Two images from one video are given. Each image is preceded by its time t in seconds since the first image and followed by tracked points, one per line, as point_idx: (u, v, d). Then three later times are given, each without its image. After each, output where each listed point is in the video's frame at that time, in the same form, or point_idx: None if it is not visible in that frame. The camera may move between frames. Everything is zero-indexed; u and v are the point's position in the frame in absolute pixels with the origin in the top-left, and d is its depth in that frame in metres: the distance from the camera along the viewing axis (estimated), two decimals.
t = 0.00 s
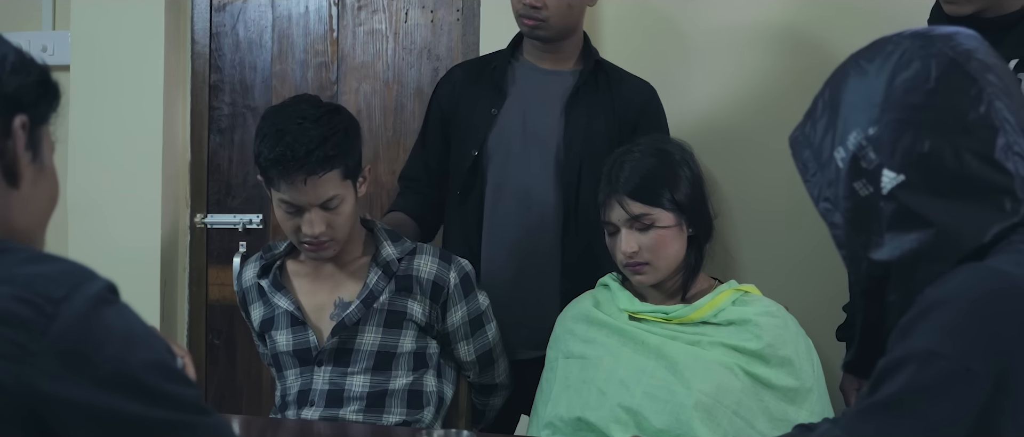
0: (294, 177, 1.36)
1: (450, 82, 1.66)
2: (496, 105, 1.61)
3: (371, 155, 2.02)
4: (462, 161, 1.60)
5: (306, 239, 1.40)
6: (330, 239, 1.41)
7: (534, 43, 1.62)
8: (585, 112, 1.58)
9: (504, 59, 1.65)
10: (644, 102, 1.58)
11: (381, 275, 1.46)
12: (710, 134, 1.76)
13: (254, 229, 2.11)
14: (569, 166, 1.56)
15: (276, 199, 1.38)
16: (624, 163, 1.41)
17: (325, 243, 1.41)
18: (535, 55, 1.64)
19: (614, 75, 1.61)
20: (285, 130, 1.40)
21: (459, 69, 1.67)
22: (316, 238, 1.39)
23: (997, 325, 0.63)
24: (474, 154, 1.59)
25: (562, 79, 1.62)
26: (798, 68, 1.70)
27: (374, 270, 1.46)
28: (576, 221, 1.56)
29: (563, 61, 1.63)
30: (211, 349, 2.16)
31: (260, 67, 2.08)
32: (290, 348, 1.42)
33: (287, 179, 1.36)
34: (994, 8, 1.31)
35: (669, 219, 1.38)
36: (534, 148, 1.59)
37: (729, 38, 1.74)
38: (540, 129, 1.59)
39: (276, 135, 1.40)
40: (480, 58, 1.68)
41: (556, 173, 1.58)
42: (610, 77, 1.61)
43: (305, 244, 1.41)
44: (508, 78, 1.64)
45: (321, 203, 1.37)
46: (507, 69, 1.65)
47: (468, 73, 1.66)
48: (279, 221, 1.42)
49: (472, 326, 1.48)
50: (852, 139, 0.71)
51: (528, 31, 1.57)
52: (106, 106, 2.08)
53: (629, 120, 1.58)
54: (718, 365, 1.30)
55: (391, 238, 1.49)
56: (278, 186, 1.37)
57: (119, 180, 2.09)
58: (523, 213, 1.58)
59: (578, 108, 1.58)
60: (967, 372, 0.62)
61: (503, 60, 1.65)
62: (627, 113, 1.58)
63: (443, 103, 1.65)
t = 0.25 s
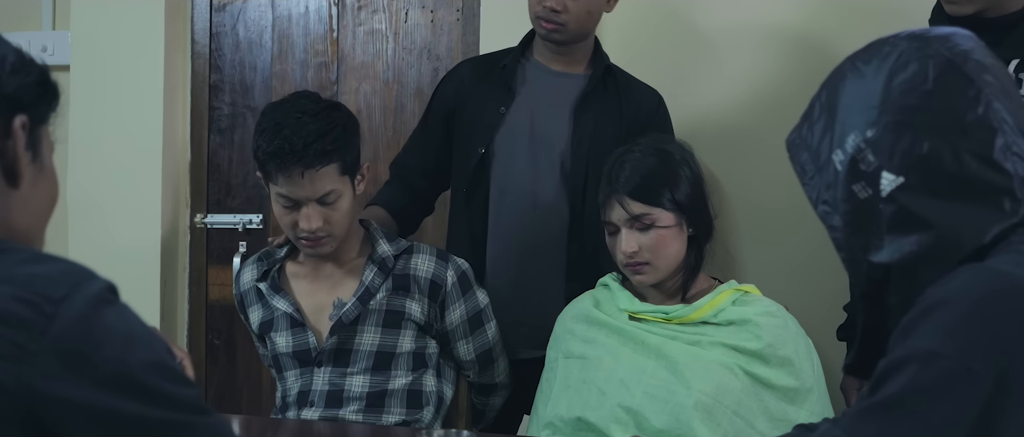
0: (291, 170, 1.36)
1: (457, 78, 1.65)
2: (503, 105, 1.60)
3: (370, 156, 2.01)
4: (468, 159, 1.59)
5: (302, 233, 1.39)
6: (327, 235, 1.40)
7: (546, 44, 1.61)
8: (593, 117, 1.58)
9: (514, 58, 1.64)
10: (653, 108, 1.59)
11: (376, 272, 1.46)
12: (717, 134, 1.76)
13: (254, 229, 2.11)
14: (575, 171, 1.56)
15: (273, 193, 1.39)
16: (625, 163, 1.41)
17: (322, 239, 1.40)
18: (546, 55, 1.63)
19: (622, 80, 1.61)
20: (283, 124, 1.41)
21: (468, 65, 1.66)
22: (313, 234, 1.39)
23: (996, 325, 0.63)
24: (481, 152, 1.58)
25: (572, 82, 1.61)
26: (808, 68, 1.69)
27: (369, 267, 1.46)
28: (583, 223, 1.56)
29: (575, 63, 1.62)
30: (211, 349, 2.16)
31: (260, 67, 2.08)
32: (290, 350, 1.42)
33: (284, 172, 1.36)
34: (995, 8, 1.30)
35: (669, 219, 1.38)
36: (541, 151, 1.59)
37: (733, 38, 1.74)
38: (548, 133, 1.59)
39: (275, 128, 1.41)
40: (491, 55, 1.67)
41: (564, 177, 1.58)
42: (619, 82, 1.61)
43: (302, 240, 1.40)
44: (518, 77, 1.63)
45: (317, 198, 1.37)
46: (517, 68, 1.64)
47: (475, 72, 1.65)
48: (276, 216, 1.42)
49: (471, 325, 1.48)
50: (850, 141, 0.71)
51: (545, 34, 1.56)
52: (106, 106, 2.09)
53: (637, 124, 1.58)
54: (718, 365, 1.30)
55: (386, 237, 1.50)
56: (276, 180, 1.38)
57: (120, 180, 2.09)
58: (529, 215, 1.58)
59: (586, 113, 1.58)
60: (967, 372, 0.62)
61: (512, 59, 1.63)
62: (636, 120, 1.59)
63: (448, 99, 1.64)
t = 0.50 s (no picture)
0: (289, 161, 1.37)
1: (461, 73, 1.64)
2: (509, 106, 1.59)
3: (370, 156, 2.01)
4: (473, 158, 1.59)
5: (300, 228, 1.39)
6: (325, 230, 1.40)
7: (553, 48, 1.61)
8: (598, 124, 1.58)
9: (520, 58, 1.63)
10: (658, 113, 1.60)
11: (376, 271, 1.46)
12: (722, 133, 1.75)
13: (254, 229, 2.11)
14: (579, 177, 1.57)
15: (272, 186, 1.39)
16: (625, 163, 1.41)
17: (320, 234, 1.40)
18: (552, 57, 1.62)
19: (628, 85, 1.60)
20: (283, 117, 1.42)
21: (474, 61, 1.65)
22: (310, 228, 1.39)
23: (996, 326, 0.63)
24: (485, 152, 1.58)
25: (576, 88, 1.61)
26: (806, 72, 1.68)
27: (368, 266, 1.47)
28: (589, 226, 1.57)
29: (580, 68, 1.63)
30: (211, 349, 2.16)
31: (260, 67, 2.08)
32: (290, 349, 1.42)
33: (282, 163, 1.37)
34: (996, 7, 1.30)
35: (669, 218, 1.38)
36: (546, 156, 1.59)
37: (736, 37, 1.74)
38: (553, 137, 1.59)
39: (275, 121, 1.42)
40: (499, 50, 1.66)
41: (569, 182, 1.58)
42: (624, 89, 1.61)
43: (301, 235, 1.40)
44: (523, 79, 1.63)
45: (315, 191, 1.38)
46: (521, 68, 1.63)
47: (480, 68, 1.63)
48: (275, 211, 1.42)
49: (471, 324, 1.48)
50: (849, 144, 0.71)
51: (554, 41, 1.56)
52: (106, 106, 2.09)
53: (641, 128, 1.58)
54: (718, 365, 1.30)
55: (386, 236, 1.50)
56: (275, 173, 1.39)
57: (120, 180, 2.09)
58: (531, 215, 1.58)
59: (591, 119, 1.59)
60: (967, 372, 0.62)
61: (518, 58, 1.62)
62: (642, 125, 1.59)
63: (451, 94, 1.64)
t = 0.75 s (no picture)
0: (288, 152, 1.38)
1: (459, 73, 1.64)
2: (505, 112, 1.59)
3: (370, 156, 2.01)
4: (467, 164, 1.60)
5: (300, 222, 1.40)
6: (326, 225, 1.40)
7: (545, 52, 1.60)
8: (596, 129, 1.58)
9: (514, 63, 1.63)
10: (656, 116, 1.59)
11: (377, 267, 1.46)
12: (720, 136, 1.73)
13: (254, 229, 2.10)
14: (576, 182, 1.56)
15: (274, 180, 1.41)
16: (625, 162, 1.41)
17: (321, 229, 1.40)
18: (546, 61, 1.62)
19: (626, 90, 1.60)
20: (285, 109, 1.43)
21: (469, 65, 1.64)
22: (311, 223, 1.39)
23: (996, 326, 0.63)
24: (481, 159, 1.58)
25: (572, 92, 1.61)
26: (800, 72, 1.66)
27: (369, 263, 1.47)
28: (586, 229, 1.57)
29: (579, 70, 1.62)
30: (211, 349, 2.15)
31: (260, 67, 2.08)
32: (290, 346, 1.42)
33: (282, 155, 1.38)
34: (996, 8, 1.30)
35: (669, 218, 1.38)
36: (544, 162, 1.59)
37: (735, 37, 1.71)
38: (547, 143, 1.59)
39: (276, 114, 1.43)
40: (494, 52, 1.66)
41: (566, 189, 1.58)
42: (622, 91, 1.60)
43: (302, 230, 1.41)
44: (520, 84, 1.62)
45: (315, 185, 1.38)
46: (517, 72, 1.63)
47: (477, 70, 1.63)
48: (276, 205, 1.43)
49: (471, 323, 1.48)
50: (847, 147, 0.71)
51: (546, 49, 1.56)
52: (106, 106, 2.09)
53: (637, 132, 1.58)
54: (718, 365, 1.30)
55: (387, 235, 1.51)
56: (276, 166, 1.40)
57: (120, 180, 2.09)
58: (528, 220, 1.58)
59: (588, 125, 1.58)
60: (967, 372, 0.62)
61: (513, 63, 1.62)
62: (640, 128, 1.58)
63: (449, 94, 1.63)
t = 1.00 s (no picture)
0: (288, 145, 1.40)
1: (444, 80, 1.60)
2: (491, 125, 1.56)
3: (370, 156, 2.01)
4: (454, 178, 1.58)
5: (299, 218, 1.40)
6: (326, 222, 1.41)
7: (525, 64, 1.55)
8: (581, 134, 1.54)
9: (499, 72, 1.58)
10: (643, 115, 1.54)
11: (377, 265, 1.47)
12: (722, 143, 1.73)
13: (254, 229, 2.10)
14: (566, 192, 1.52)
15: (274, 175, 1.41)
16: (625, 162, 1.41)
17: (320, 225, 1.40)
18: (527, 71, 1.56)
19: (610, 92, 1.55)
20: (286, 105, 1.46)
21: (454, 70, 1.60)
22: (310, 218, 1.39)
23: (996, 326, 0.63)
24: (466, 173, 1.56)
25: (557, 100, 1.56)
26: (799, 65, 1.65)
27: (369, 261, 1.47)
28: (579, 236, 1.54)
29: (558, 76, 1.56)
30: (211, 349, 2.15)
31: (260, 67, 2.08)
32: (289, 345, 1.42)
33: (282, 148, 1.40)
34: (997, 7, 1.30)
35: (669, 218, 1.38)
36: (530, 170, 1.55)
37: (737, 39, 1.71)
38: (529, 152, 1.55)
39: (277, 110, 1.46)
40: (480, 55, 1.62)
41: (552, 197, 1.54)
42: (607, 91, 1.56)
43: (301, 226, 1.41)
44: (505, 95, 1.58)
45: (314, 179, 1.39)
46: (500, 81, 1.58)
47: (461, 77, 1.59)
48: (277, 201, 1.43)
49: (472, 322, 1.48)
50: (846, 150, 0.71)
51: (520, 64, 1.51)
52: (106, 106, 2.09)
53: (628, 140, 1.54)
54: (718, 365, 1.30)
55: (388, 233, 1.51)
56: (277, 161, 1.41)
57: (119, 180, 2.10)
58: (517, 230, 1.56)
59: (574, 131, 1.54)
60: (967, 373, 0.62)
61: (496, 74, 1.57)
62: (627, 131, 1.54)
63: (434, 100, 1.59)
